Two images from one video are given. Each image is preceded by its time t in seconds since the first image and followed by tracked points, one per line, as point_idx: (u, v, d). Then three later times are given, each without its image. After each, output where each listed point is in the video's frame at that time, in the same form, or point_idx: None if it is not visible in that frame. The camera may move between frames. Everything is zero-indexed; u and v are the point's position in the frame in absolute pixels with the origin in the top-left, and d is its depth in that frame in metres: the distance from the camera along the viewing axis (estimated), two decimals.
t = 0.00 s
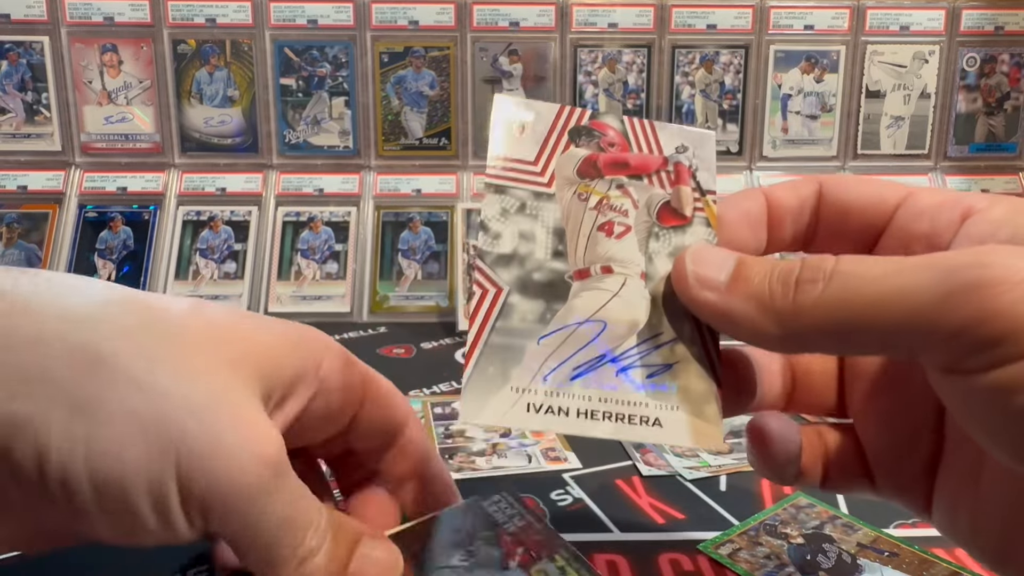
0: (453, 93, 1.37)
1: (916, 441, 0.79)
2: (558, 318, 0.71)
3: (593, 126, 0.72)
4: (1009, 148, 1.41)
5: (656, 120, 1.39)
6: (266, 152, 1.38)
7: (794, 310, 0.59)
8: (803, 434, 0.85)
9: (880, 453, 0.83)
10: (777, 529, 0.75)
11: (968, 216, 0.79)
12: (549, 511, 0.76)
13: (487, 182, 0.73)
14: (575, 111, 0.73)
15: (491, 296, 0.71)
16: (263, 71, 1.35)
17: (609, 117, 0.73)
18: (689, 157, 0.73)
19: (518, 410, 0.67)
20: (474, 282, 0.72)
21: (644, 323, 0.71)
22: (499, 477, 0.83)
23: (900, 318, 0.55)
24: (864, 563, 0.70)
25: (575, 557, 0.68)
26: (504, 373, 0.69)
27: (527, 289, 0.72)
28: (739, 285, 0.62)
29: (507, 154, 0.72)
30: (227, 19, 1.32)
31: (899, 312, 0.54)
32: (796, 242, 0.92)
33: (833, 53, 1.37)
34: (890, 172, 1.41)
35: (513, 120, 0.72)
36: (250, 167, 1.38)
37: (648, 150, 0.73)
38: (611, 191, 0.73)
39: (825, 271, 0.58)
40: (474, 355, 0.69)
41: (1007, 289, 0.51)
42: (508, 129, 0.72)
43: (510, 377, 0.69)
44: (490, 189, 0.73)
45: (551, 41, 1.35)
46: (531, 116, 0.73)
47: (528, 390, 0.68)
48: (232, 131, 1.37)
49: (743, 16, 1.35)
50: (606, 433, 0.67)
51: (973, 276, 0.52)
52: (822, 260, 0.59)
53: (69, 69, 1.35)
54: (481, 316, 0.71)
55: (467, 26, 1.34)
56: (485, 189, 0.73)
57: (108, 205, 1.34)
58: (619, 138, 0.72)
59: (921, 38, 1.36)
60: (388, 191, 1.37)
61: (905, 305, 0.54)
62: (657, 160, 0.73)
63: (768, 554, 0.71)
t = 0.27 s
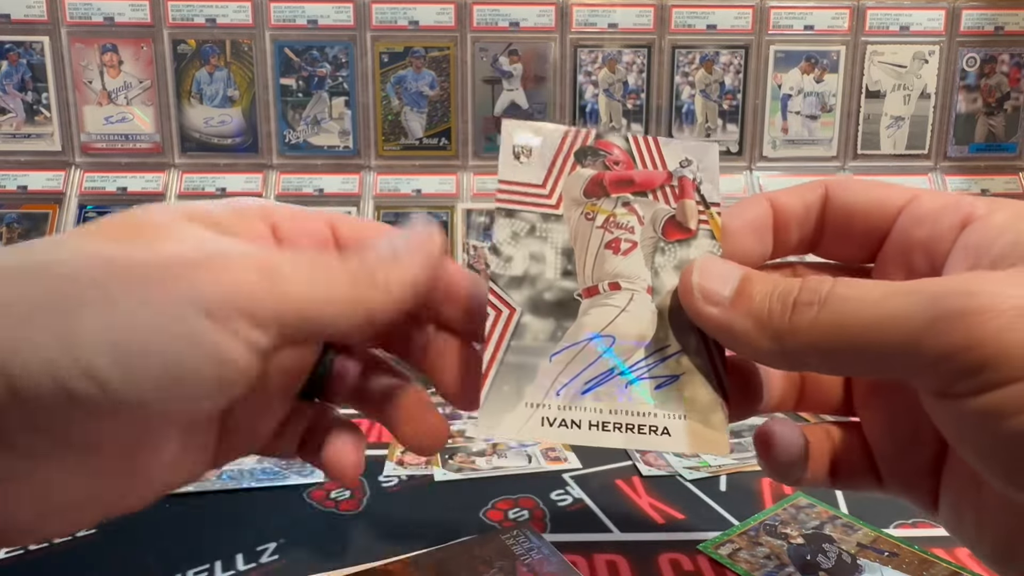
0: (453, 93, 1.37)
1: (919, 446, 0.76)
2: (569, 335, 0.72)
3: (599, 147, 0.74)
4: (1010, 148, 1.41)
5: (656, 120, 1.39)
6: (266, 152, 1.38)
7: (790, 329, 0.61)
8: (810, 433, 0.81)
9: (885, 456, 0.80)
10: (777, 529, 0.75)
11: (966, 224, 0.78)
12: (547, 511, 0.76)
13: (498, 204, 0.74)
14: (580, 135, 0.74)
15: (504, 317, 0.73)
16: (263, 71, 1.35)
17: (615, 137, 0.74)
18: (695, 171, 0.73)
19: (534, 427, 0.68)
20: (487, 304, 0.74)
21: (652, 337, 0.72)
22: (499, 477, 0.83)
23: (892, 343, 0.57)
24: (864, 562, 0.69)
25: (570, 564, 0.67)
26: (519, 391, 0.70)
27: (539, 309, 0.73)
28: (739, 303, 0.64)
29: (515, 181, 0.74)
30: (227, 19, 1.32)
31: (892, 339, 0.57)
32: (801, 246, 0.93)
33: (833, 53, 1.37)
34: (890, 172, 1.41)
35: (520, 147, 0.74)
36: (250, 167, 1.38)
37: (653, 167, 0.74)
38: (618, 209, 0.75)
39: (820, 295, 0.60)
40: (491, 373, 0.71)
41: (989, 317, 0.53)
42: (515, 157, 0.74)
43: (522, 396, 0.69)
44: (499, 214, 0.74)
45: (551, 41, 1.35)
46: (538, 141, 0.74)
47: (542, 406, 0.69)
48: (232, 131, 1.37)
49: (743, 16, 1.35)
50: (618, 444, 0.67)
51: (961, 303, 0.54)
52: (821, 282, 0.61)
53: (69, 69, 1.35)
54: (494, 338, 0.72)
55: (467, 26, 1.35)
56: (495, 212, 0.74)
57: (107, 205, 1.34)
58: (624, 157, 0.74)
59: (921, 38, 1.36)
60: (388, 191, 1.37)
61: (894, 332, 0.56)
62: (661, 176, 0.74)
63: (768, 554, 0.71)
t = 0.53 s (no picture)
0: (453, 93, 1.37)
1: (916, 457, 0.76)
2: (570, 350, 0.76)
3: (596, 172, 0.79)
4: (1010, 148, 1.41)
5: (656, 119, 1.39)
6: (266, 152, 1.38)
7: (779, 344, 0.62)
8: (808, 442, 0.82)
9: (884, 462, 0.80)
10: (777, 529, 0.75)
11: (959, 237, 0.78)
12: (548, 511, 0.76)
13: (502, 230, 0.79)
14: (576, 162, 0.79)
15: (506, 336, 0.77)
16: (263, 71, 1.36)
17: (610, 163, 0.79)
18: (689, 191, 0.77)
19: (535, 439, 0.71)
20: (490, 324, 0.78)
21: (649, 351, 0.75)
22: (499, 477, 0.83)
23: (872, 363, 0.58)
24: (864, 562, 0.69)
25: (571, 564, 0.67)
26: (521, 404, 0.73)
27: (540, 326, 0.77)
28: (729, 318, 0.65)
29: (516, 208, 0.79)
30: (227, 19, 1.32)
31: (869, 357, 0.58)
32: (801, 259, 0.93)
33: (833, 53, 1.37)
34: (890, 172, 1.41)
35: (522, 174, 0.78)
36: (250, 167, 1.38)
37: (648, 189, 0.79)
38: (615, 230, 0.79)
39: (809, 310, 0.61)
40: (494, 392, 0.74)
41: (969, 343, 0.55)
42: (516, 183, 0.78)
43: (524, 407, 0.73)
44: (503, 240, 0.78)
45: (551, 41, 1.35)
46: (538, 169, 0.79)
47: (543, 419, 0.72)
48: (232, 131, 1.37)
49: (743, 16, 1.35)
50: (617, 454, 0.70)
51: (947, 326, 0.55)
52: (810, 297, 0.62)
53: (69, 69, 1.35)
54: (497, 355, 0.76)
55: (467, 26, 1.34)
56: (499, 238, 0.79)
57: (108, 205, 1.34)
58: (620, 181, 0.79)
59: (921, 38, 1.36)
60: (388, 191, 1.37)
61: (875, 352, 0.58)
62: (657, 198, 0.78)
63: (768, 554, 0.71)
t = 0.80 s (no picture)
0: (453, 93, 1.37)
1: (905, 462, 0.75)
2: (552, 356, 0.75)
3: (578, 173, 0.78)
4: (1010, 148, 1.41)
5: (656, 119, 1.39)
6: (267, 152, 1.38)
7: (771, 358, 0.61)
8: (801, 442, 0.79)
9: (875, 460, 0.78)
10: (777, 529, 0.75)
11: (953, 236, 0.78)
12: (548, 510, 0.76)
13: (482, 235, 0.78)
14: (557, 163, 0.79)
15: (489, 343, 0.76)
16: (263, 71, 1.36)
17: (593, 163, 0.79)
18: (672, 191, 0.78)
19: (517, 449, 0.71)
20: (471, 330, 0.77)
21: (633, 356, 0.75)
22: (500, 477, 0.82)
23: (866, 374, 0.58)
24: (864, 562, 0.69)
25: (570, 564, 0.67)
26: (501, 413, 0.73)
27: (522, 331, 0.77)
28: (720, 328, 0.64)
29: (496, 212, 0.78)
30: (227, 19, 1.32)
31: (862, 368, 0.58)
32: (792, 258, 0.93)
33: (833, 53, 1.37)
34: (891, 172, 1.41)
35: (502, 177, 0.78)
36: (250, 167, 1.38)
37: (632, 190, 0.78)
38: (598, 232, 0.78)
39: (800, 320, 0.60)
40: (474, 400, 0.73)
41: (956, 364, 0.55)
42: (496, 188, 0.78)
43: (505, 415, 0.73)
44: (483, 245, 0.78)
45: (551, 41, 1.35)
46: (517, 171, 0.78)
47: (525, 428, 0.72)
48: (232, 131, 1.37)
49: (743, 16, 1.35)
50: (600, 463, 0.70)
51: (936, 347, 0.55)
52: (801, 305, 0.61)
53: (69, 69, 1.35)
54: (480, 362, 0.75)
55: (467, 26, 1.35)
56: (479, 243, 0.78)
57: (108, 205, 1.34)
58: (603, 182, 0.78)
59: (921, 38, 1.36)
60: (388, 191, 1.37)
61: (869, 365, 0.57)
62: (640, 198, 0.78)
63: (768, 554, 0.71)
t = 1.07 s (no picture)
0: (453, 93, 1.37)
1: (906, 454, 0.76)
2: (541, 361, 0.77)
3: (580, 203, 0.82)
4: (1010, 148, 1.41)
5: (656, 119, 1.39)
6: (267, 152, 1.38)
7: (768, 364, 0.61)
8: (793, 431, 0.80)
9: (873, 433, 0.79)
10: (777, 529, 0.75)
11: (952, 218, 0.75)
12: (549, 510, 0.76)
13: (483, 245, 0.81)
14: (561, 192, 0.82)
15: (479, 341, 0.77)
16: (263, 71, 1.36)
17: (596, 196, 0.83)
18: (672, 225, 0.81)
19: (497, 445, 0.69)
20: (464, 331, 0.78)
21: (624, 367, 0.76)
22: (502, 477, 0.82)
23: (872, 379, 0.57)
24: (864, 563, 0.69)
25: (571, 564, 0.67)
26: (485, 410, 0.72)
27: (512, 335, 0.78)
28: (718, 343, 0.65)
29: (500, 228, 0.82)
30: (227, 19, 1.32)
31: (868, 373, 0.57)
32: (796, 201, 0.94)
33: (833, 53, 1.37)
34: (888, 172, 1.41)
35: (509, 198, 0.82)
36: (250, 167, 1.38)
37: (633, 221, 0.82)
38: (595, 254, 0.81)
39: (798, 322, 0.59)
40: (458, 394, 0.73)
41: (961, 373, 0.54)
42: (500, 207, 0.82)
43: (490, 412, 0.72)
44: (482, 254, 0.82)
45: (551, 41, 1.35)
46: (522, 195, 0.82)
47: (508, 425, 0.71)
48: (232, 131, 1.37)
49: (743, 16, 1.35)
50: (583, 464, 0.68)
51: (943, 355, 0.55)
52: (797, 304, 0.60)
53: (69, 69, 1.35)
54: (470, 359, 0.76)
55: (467, 26, 1.34)
56: (480, 252, 0.82)
57: (108, 205, 1.34)
58: (603, 212, 0.82)
59: (921, 38, 1.36)
60: (388, 191, 1.37)
61: (873, 370, 0.57)
62: (640, 229, 0.81)
63: (768, 554, 0.71)
